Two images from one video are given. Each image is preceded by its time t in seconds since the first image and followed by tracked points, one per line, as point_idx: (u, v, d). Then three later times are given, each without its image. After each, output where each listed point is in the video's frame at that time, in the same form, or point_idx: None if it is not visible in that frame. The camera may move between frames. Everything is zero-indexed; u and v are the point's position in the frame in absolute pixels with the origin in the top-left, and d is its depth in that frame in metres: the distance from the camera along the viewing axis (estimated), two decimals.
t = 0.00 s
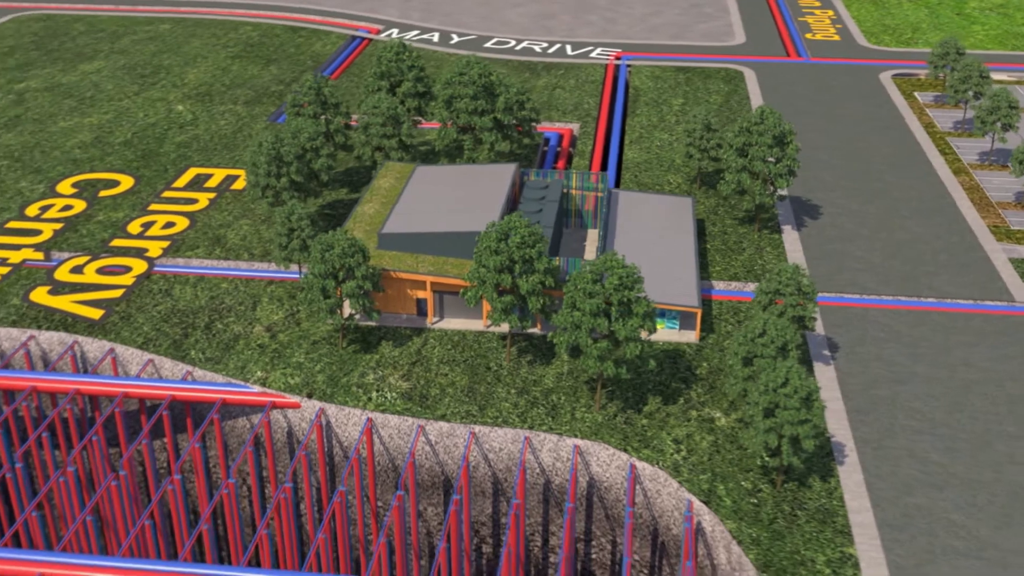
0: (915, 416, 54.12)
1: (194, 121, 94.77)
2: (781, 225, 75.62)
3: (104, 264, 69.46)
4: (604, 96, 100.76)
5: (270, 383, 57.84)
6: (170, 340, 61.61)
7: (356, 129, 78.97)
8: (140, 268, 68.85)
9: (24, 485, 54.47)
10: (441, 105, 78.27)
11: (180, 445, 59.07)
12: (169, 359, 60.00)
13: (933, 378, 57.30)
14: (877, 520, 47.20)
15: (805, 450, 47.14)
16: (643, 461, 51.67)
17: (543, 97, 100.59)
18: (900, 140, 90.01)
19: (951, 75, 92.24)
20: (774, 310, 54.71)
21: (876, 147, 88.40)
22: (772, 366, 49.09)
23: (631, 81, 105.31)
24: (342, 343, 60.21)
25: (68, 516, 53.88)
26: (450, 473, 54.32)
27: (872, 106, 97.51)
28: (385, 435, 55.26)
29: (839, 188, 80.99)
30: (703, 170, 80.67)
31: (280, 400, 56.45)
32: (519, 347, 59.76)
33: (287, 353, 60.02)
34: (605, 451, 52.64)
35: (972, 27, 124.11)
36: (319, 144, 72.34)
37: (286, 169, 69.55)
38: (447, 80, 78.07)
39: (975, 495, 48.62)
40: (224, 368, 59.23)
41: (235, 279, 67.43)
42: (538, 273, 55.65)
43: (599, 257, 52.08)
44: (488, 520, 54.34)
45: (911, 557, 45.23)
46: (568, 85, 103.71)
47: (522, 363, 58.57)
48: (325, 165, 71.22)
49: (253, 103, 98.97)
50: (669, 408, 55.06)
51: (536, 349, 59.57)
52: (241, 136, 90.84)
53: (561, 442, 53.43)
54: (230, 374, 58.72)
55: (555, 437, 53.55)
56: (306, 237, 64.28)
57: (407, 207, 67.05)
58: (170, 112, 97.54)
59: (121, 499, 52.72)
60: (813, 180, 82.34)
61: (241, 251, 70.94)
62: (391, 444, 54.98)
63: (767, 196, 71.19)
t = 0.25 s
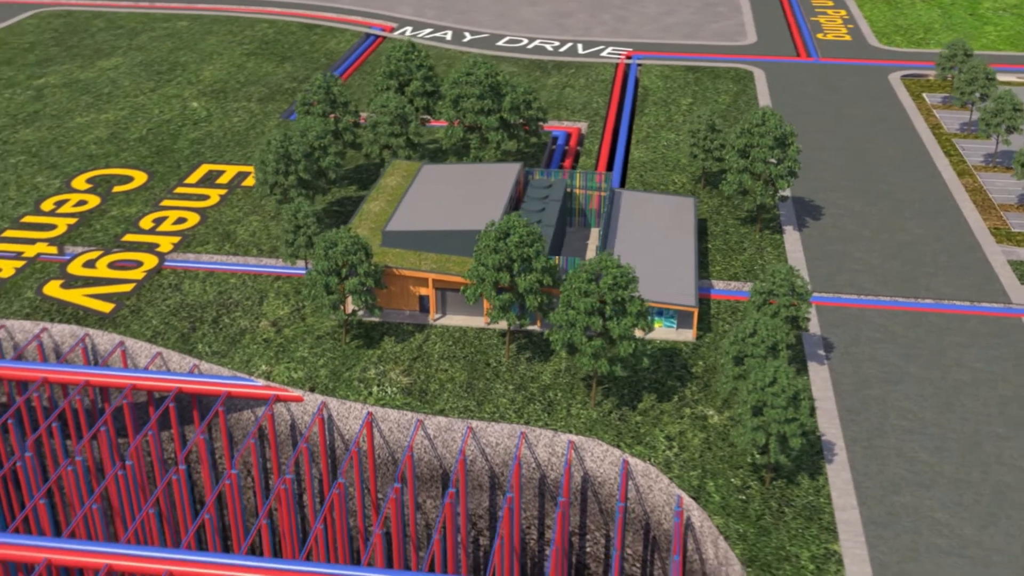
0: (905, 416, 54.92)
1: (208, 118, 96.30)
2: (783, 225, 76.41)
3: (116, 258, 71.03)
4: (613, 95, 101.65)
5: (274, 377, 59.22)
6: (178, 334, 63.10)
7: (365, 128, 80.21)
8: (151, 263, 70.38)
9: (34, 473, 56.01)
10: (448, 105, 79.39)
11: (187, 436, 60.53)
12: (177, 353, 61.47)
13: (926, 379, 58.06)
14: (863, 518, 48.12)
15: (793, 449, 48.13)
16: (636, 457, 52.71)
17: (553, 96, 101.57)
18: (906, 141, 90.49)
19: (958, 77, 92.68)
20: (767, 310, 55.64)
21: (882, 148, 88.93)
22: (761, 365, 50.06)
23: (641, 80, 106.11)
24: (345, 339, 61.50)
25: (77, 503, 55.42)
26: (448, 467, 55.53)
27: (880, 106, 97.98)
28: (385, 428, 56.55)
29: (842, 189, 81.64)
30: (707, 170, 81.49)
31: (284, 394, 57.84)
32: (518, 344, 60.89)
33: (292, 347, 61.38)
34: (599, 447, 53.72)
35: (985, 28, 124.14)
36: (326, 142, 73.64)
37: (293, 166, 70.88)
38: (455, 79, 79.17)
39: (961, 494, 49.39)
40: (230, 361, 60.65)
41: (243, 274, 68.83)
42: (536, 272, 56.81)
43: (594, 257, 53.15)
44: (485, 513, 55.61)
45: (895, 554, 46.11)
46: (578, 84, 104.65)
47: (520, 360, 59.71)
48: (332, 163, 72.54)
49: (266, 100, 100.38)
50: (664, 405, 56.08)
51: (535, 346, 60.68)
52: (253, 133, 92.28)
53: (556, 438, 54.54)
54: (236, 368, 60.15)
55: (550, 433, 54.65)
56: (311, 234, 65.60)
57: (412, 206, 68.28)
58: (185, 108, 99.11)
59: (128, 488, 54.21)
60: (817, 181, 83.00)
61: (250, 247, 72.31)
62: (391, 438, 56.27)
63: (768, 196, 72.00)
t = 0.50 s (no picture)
0: (897, 415, 55.60)
1: (221, 114, 97.69)
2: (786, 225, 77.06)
3: (127, 253, 72.45)
4: (622, 94, 102.38)
5: (278, 371, 60.46)
6: (185, 328, 64.43)
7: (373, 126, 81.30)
8: (161, 258, 71.76)
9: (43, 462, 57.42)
10: (456, 103, 80.39)
11: (192, 428, 61.84)
12: (183, 346, 62.79)
13: (920, 379, 58.70)
14: (850, 515, 48.89)
15: (782, 447, 48.96)
16: (629, 453, 53.63)
17: (562, 95, 102.41)
18: (912, 142, 90.88)
19: (965, 79, 93.03)
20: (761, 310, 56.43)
21: (887, 149, 89.38)
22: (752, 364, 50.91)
23: (650, 80, 106.80)
24: (348, 334, 62.66)
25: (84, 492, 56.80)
26: (446, 460, 56.63)
27: (887, 107, 98.36)
28: (385, 422, 57.71)
29: (846, 189, 82.18)
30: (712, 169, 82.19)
31: (287, 388, 59.07)
32: (518, 341, 61.88)
33: (296, 342, 62.58)
34: (593, 443, 54.60)
35: (997, 28, 124.09)
36: (334, 140, 74.82)
37: (301, 164, 72.08)
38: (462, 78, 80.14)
39: (948, 493, 50.09)
40: (235, 355, 61.92)
41: (250, 270, 70.10)
42: (534, 270, 57.67)
43: (591, 256, 54.08)
44: (482, 506, 56.84)
45: (880, 551, 46.88)
46: (587, 83, 105.44)
47: (520, 357, 60.69)
48: (340, 161, 73.72)
49: (279, 97, 101.65)
50: (659, 402, 56.96)
51: (534, 343, 61.65)
52: (265, 130, 93.60)
53: (552, 433, 55.48)
54: (241, 361, 61.42)
55: (546, 428, 55.57)
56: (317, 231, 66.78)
57: (417, 203, 69.32)
58: (199, 105, 100.53)
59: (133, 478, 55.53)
60: (821, 181, 83.58)
61: (258, 243, 73.57)
62: (391, 431, 57.44)
63: (769, 196, 72.66)
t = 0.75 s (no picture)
0: (890, 415, 56.14)
1: (233, 111, 98.91)
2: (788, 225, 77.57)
3: (137, 248, 73.71)
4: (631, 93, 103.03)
5: (281, 365, 61.55)
6: (192, 322, 65.62)
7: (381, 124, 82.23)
8: (170, 253, 72.98)
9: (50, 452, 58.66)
10: (462, 102, 81.21)
11: (197, 420, 63.00)
12: (189, 340, 63.98)
13: (915, 379, 59.21)
14: (839, 513, 49.53)
15: (772, 445, 49.66)
16: (624, 450, 54.37)
17: (571, 94, 103.11)
18: (918, 143, 91.10)
19: (972, 80, 93.23)
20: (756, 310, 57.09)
21: (893, 150, 89.66)
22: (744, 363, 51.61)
23: (659, 79, 107.34)
24: (351, 329, 63.68)
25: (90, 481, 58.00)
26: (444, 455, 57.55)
27: (896, 108, 98.58)
28: (385, 416, 58.69)
29: (850, 190, 82.57)
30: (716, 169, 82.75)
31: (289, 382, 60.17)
32: (518, 338, 62.73)
33: (299, 337, 63.65)
34: (589, 439, 55.34)
35: (1010, 29, 123.85)
36: (341, 138, 75.80)
37: (308, 161, 73.12)
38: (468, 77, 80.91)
39: (937, 493, 50.64)
40: (240, 349, 63.06)
41: (257, 265, 71.22)
42: (533, 268, 58.55)
43: (587, 255, 54.88)
44: (480, 500, 57.82)
45: (866, 549, 47.51)
46: (597, 82, 106.08)
47: (519, 353, 61.55)
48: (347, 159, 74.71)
49: (291, 94, 102.77)
50: (654, 400, 57.71)
51: (533, 340, 62.50)
52: (276, 127, 94.74)
53: (548, 429, 56.29)
54: (245, 355, 62.54)
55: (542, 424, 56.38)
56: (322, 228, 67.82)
57: (421, 201, 70.30)
58: (212, 101, 101.80)
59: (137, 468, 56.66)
60: (825, 181, 84.01)
61: (266, 238, 74.68)
62: (390, 426, 58.46)
63: (771, 196, 73.20)
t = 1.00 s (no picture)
0: (885, 415, 56.49)
1: (245, 108, 99.92)
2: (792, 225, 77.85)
3: (146, 242, 74.76)
4: (640, 92, 103.45)
5: (284, 359, 62.44)
6: (198, 316, 66.59)
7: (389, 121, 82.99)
8: (178, 247, 74.00)
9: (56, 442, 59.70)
10: (470, 100, 81.88)
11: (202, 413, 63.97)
12: (195, 334, 64.93)
13: (911, 379, 59.51)
14: (829, 512, 49.98)
15: (764, 443, 50.16)
16: (618, 446, 54.92)
17: (580, 92, 103.64)
18: (925, 144, 91.15)
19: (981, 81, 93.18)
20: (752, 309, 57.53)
21: (900, 150, 89.75)
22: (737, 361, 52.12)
23: (669, 78, 107.69)
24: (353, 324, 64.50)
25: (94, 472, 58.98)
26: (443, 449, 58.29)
27: (904, 108, 98.60)
28: (385, 411, 59.46)
29: (855, 190, 82.78)
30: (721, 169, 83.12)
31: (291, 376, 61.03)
32: (518, 334, 63.37)
33: (303, 331, 64.52)
34: (585, 435, 55.96)
35: None
36: (348, 135, 76.61)
37: (314, 158, 73.96)
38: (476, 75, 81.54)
39: (928, 492, 50.99)
40: (244, 343, 63.99)
41: (263, 260, 72.15)
42: (532, 265, 59.16)
43: (585, 253, 55.48)
44: (478, 495, 58.46)
45: (855, 547, 47.94)
46: (606, 81, 106.54)
47: (518, 350, 62.19)
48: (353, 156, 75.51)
49: (303, 92, 103.70)
50: (651, 397, 58.25)
51: (532, 337, 63.13)
52: (286, 124, 95.68)
53: (544, 425, 56.92)
54: (249, 349, 63.46)
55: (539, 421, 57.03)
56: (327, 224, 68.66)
57: (426, 198, 70.98)
58: (225, 98, 102.86)
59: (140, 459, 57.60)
60: (830, 181, 84.26)
61: (273, 234, 75.60)
62: (390, 420, 59.24)
63: (774, 196, 73.54)
